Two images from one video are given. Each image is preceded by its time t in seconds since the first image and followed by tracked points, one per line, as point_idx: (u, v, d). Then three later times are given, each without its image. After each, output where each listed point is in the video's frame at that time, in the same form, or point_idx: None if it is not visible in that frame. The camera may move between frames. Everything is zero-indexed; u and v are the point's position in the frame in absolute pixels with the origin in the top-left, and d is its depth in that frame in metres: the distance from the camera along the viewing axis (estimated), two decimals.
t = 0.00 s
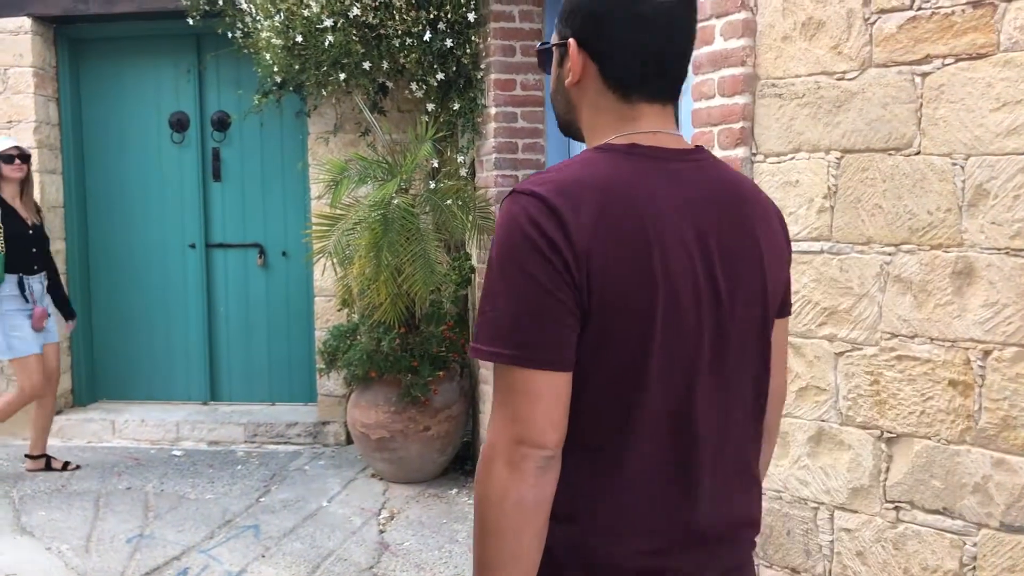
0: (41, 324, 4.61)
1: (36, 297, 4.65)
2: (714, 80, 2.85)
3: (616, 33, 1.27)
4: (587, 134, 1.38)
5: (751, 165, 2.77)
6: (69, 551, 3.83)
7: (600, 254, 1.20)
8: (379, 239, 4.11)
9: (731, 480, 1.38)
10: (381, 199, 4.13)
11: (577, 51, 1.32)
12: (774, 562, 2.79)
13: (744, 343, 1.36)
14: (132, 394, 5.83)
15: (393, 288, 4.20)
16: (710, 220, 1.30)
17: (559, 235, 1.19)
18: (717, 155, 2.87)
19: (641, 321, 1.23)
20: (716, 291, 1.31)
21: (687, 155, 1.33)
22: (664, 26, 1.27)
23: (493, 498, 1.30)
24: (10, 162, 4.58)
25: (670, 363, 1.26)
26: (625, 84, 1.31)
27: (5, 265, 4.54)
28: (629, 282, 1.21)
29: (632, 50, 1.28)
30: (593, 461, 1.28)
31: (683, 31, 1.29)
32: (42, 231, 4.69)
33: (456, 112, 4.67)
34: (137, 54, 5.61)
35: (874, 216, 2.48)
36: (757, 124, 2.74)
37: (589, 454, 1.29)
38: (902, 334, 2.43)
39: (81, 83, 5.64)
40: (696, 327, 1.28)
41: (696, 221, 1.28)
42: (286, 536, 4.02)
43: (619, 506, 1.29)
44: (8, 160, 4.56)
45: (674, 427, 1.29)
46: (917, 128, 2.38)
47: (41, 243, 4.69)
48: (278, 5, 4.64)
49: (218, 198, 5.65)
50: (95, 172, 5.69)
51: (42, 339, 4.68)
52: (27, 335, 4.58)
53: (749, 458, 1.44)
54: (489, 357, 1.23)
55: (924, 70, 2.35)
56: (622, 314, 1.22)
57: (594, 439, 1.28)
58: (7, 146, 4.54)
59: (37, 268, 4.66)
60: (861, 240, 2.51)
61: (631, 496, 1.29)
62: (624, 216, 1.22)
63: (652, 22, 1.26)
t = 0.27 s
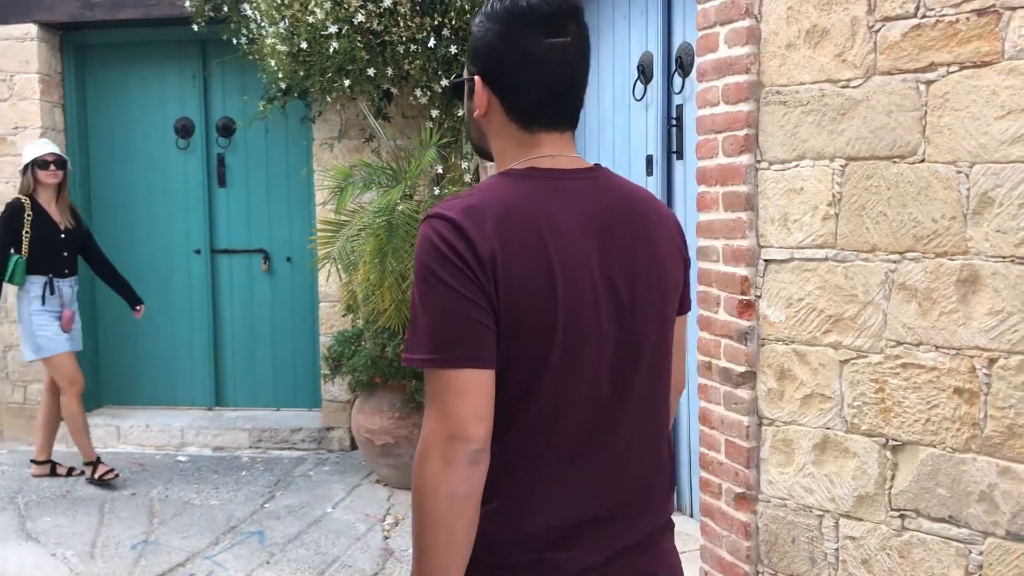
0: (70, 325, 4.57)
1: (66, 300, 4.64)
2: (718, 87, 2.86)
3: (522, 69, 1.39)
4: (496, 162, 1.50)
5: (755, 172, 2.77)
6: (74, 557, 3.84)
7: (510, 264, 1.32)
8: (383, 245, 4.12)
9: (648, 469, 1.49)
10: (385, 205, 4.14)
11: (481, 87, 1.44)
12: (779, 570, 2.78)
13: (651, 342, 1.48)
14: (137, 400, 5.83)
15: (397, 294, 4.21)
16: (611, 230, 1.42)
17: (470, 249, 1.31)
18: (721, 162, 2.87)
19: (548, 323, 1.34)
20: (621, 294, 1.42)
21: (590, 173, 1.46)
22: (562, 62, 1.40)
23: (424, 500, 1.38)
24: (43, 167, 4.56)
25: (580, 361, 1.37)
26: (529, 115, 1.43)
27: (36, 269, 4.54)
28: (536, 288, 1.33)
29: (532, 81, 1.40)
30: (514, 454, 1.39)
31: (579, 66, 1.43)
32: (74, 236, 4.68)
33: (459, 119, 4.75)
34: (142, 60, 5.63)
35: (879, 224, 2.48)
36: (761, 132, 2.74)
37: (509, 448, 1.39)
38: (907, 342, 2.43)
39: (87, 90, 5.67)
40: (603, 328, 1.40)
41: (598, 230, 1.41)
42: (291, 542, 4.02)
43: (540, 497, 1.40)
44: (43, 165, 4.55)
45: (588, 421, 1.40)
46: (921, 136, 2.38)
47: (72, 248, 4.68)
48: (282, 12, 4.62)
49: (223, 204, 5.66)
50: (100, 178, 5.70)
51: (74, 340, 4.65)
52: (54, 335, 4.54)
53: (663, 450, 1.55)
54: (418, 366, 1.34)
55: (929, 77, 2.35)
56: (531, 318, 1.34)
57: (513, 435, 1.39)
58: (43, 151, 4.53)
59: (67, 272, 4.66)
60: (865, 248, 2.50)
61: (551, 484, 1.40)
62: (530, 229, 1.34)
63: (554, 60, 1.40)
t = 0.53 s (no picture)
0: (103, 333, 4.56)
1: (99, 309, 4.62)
2: (722, 92, 2.85)
3: (413, 81, 1.56)
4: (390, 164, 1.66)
5: (760, 176, 2.76)
6: (77, 560, 3.84)
7: (387, 266, 1.47)
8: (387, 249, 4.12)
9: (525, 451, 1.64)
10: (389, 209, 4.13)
11: (377, 95, 1.60)
12: None
13: (529, 337, 1.62)
14: (139, 403, 5.83)
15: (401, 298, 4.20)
16: (491, 234, 1.56)
17: (350, 252, 1.46)
18: (725, 166, 2.86)
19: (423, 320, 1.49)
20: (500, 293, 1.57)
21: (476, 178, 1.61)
22: (452, 76, 1.58)
23: (309, 472, 1.55)
24: (72, 174, 4.55)
25: (458, 354, 1.52)
26: (422, 122, 1.59)
27: (67, 276, 4.53)
28: (413, 288, 1.48)
29: (421, 93, 1.57)
30: (395, 435, 1.55)
31: (466, 81, 1.60)
32: (107, 242, 4.64)
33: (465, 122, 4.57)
34: (146, 63, 5.64)
35: (884, 229, 2.47)
36: (765, 136, 2.73)
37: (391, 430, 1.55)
38: (912, 347, 2.42)
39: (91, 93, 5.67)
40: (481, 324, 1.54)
41: (478, 234, 1.55)
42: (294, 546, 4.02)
43: (418, 475, 1.55)
44: (71, 171, 4.54)
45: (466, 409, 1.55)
46: (926, 141, 2.37)
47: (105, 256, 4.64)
48: (286, 15, 4.68)
49: (227, 206, 5.67)
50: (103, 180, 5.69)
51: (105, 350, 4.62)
52: (87, 344, 4.52)
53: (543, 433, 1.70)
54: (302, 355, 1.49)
55: (934, 83, 2.35)
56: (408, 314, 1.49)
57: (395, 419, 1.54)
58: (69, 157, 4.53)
59: (100, 280, 4.63)
60: (870, 253, 2.50)
61: (427, 464, 1.55)
62: (409, 235, 1.49)
63: (444, 73, 1.57)
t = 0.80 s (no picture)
0: (116, 335, 4.43)
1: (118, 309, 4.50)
2: (724, 93, 2.85)
3: (344, 83, 1.68)
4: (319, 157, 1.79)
5: (762, 178, 2.75)
6: (78, 559, 3.84)
7: (297, 250, 1.61)
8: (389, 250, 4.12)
9: (436, 429, 1.76)
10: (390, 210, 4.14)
11: (308, 93, 1.73)
12: None
13: (439, 323, 1.74)
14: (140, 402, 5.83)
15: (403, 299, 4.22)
16: (403, 225, 1.69)
17: (264, 236, 1.61)
18: (728, 167, 2.86)
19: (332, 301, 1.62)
20: (410, 279, 1.69)
21: (395, 174, 1.74)
22: (381, 80, 1.70)
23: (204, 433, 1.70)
24: (94, 174, 4.45)
25: (367, 334, 1.64)
26: (349, 120, 1.72)
27: (85, 275, 4.44)
28: (323, 271, 1.62)
29: (349, 95, 1.70)
30: (309, 410, 1.67)
31: (394, 85, 1.73)
32: (127, 242, 4.52)
33: (467, 123, 4.55)
34: (148, 62, 5.64)
35: (886, 231, 2.47)
36: (768, 138, 2.72)
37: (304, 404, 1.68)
38: (914, 350, 2.42)
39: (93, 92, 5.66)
40: (389, 307, 1.67)
41: (389, 224, 1.68)
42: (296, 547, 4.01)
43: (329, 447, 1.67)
44: (93, 171, 4.43)
45: (378, 386, 1.66)
46: (929, 143, 2.37)
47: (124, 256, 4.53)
48: (289, 15, 4.69)
49: (229, 206, 5.67)
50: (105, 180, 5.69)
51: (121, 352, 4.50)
52: (100, 346, 4.41)
53: (457, 414, 1.82)
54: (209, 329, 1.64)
55: (937, 84, 2.35)
56: (317, 295, 1.62)
57: (308, 393, 1.67)
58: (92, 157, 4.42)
59: (118, 279, 4.51)
60: (872, 255, 2.49)
61: (338, 437, 1.67)
62: (322, 222, 1.63)
63: (373, 76, 1.69)
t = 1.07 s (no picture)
0: (106, 331, 4.36)
1: (119, 305, 4.42)
2: (727, 90, 2.85)
3: (303, 95, 1.78)
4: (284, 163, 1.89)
5: (764, 175, 2.76)
6: (80, 556, 3.84)
7: (256, 246, 1.69)
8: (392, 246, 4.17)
9: (388, 422, 1.83)
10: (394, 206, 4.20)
11: (275, 104, 1.83)
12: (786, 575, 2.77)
13: (394, 322, 1.82)
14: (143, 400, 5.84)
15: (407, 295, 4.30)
16: (358, 226, 1.77)
17: (224, 233, 1.68)
18: (730, 165, 2.87)
19: (287, 295, 1.70)
20: (365, 277, 1.76)
21: (352, 178, 1.82)
22: (340, 91, 1.80)
23: (163, 419, 1.78)
24: (105, 169, 4.40)
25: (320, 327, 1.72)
26: (309, 129, 1.80)
27: (90, 270, 4.41)
28: (280, 267, 1.70)
29: (313, 107, 1.79)
30: (265, 400, 1.74)
31: (352, 97, 1.83)
32: (132, 236, 4.41)
33: (470, 120, 4.58)
34: (150, 60, 5.64)
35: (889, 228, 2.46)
36: (771, 135, 2.73)
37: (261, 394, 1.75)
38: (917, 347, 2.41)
39: (95, 89, 5.66)
40: (343, 303, 1.74)
41: (344, 225, 1.76)
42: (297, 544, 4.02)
43: (283, 436, 1.74)
44: (102, 165, 4.38)
45: (332, 379, 1.73)
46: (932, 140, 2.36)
47: (130, 250, 4.43)
48: (291, 14, 4.73)
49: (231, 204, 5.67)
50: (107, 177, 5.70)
51: (118, 349, 4.42)
52: (93, 342, 4.39)
53: (411, 409, 1.90)
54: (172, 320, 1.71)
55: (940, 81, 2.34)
56: (273, 290, 1.70)
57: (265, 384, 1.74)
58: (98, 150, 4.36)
59: (122, 275, 4.43)
60: (875, 253, 2.48)
61: (292, 426, 1.74)
62: (280, 220, 1.71)
63: (332, 88, 1.79)
